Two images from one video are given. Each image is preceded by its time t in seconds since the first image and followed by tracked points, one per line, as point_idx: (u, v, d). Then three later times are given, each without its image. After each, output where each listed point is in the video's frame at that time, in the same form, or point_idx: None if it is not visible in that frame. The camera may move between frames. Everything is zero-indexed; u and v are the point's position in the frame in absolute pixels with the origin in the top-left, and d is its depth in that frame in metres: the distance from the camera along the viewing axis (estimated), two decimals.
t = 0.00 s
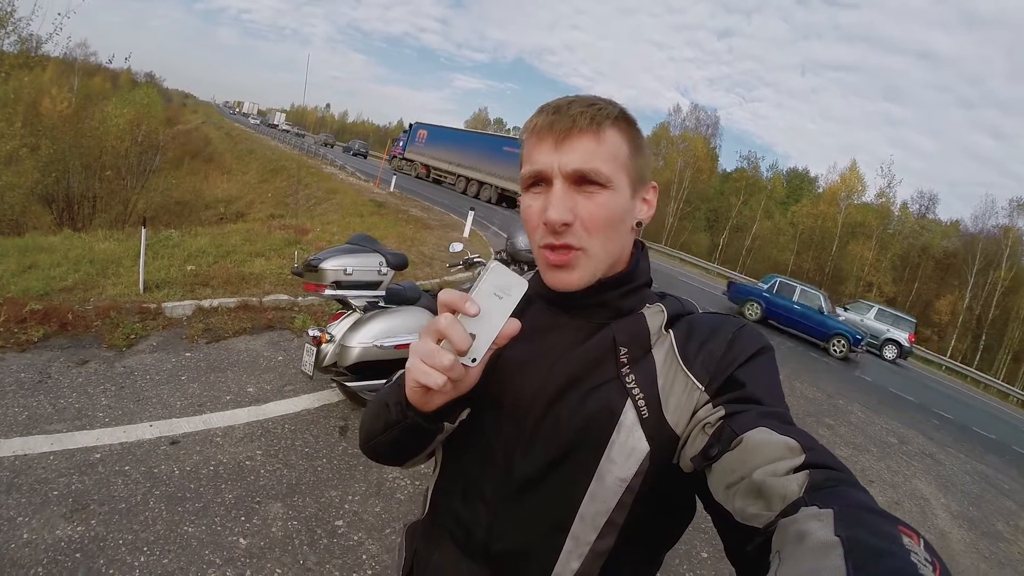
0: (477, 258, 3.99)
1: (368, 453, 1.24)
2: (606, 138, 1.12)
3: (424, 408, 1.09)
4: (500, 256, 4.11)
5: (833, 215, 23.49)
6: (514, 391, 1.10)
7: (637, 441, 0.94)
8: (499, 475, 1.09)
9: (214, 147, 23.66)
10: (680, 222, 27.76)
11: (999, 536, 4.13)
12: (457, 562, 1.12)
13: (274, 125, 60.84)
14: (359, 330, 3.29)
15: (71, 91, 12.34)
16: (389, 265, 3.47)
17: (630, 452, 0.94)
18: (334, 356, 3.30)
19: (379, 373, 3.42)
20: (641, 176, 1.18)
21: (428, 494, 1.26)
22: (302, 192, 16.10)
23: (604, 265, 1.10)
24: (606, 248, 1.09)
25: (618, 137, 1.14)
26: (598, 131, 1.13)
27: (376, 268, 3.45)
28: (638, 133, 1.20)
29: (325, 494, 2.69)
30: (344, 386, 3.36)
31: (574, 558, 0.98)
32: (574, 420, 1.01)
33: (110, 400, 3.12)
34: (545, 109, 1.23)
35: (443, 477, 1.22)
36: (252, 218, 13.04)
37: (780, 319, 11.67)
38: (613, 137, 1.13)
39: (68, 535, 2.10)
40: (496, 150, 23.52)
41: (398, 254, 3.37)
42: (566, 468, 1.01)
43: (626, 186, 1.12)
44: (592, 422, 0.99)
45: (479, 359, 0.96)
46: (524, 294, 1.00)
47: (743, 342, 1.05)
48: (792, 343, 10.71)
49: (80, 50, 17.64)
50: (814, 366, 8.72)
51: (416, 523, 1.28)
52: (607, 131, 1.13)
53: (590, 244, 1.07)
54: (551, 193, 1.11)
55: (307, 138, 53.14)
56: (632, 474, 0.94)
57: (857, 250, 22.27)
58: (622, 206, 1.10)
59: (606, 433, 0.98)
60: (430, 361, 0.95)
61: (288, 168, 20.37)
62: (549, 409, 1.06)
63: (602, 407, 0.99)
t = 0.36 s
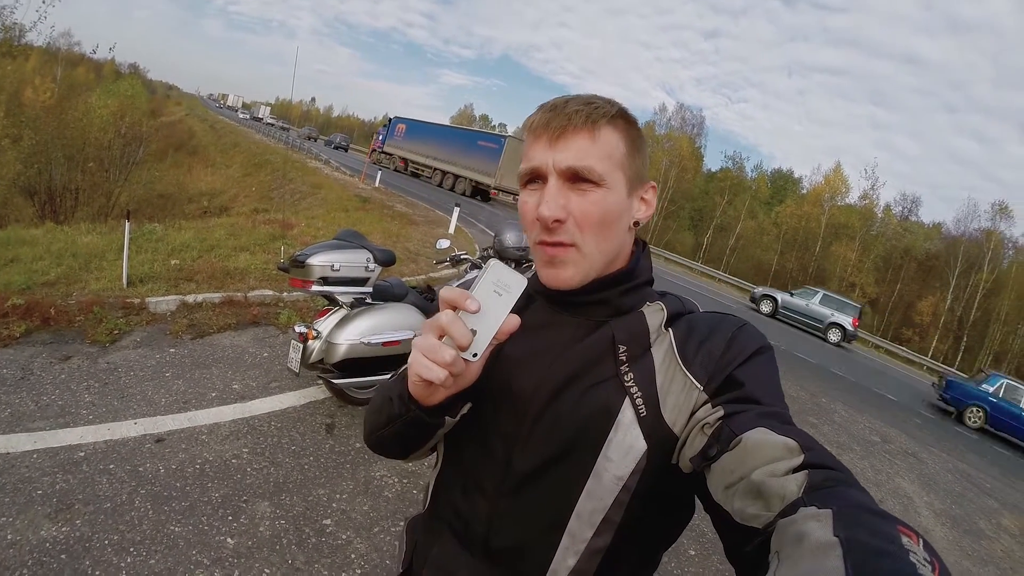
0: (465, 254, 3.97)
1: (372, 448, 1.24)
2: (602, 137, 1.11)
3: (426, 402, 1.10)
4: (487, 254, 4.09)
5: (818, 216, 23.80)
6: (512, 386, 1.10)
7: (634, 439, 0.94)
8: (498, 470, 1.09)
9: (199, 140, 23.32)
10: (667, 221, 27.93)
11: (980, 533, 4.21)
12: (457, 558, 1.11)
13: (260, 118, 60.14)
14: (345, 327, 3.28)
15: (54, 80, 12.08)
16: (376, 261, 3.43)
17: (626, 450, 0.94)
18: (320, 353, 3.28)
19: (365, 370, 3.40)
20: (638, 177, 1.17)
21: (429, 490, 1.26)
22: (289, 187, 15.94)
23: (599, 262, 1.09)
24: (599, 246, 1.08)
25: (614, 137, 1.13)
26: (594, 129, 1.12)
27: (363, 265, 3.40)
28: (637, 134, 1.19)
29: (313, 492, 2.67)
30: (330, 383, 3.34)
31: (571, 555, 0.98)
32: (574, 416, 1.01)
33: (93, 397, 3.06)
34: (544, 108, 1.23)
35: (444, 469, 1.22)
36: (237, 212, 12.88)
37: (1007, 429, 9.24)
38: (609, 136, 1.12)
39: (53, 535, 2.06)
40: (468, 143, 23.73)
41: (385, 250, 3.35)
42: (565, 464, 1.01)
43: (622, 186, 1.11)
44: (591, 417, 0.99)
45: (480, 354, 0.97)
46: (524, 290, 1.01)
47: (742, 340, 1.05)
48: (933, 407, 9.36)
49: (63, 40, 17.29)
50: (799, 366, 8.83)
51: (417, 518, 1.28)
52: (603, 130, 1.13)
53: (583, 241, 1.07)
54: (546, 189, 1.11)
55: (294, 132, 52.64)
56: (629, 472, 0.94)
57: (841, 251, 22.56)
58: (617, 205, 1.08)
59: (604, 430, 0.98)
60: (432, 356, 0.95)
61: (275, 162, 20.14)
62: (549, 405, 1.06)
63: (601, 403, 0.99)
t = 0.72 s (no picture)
0: (461, 254, 3.97)
1: (366, 428, 1.25)
2: (607, 142, 1.11)
3: (425, 391, 1.10)
4: (484, 253, 4.09)
5: (814, 214, 23.88)
6: (515, 385, 1.10)
7: (635, 438, 0.94)
8: (499, 470, 1.09)
9: (194, 141, 23.25)
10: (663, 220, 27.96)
11: (979, 530, 4.22)
12: (456, 553, 1.11)
13: (255, 118, 59.98)
14: (343, 327, 3.26)
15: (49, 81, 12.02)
16: (373, 261, 3.43)
17: (627, 449, 0.94)
18: (317, 353, 3.26)
19: (362, 370, 3.40)
20: (644, 181, 1.17)
21: (432, 485, 1.26)
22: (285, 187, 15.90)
23: (603, 265, 1.09)
24: (604, 249, 1.08)
25: (620, 140, 1.12)
26: (601, 133, 1.11)
27: (360, 265, 3.40)
28: (642, 138, 1.19)
29: (311, 493, 2.66)
30: (327, 383, 3.33)
31: (571, 554, 0.98)
32: (575, 415, 1.01)
33: (90, 400, 3.04)
34: (552, 111, 1.23)
35: (444, 462, 1.22)
36: (233, 213, 12.84)
37: None
38: (615, 141, 1.12)
39: (51, 539, 2.06)
40: (453, 140, 24.32)
41: (382, 250, 3.35)
42: (566, 463, 1.01)
43: (627, 189, 1.11)
44: (592, 416, 0.99)
45: (483, 351, 0.97)
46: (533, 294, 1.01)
47: (743, 341, 1.05)
48: None
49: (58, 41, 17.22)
50: (797, 364, 8.85)
51: (419, 517, 1.28)
52: (609, 134, 1.12)
53: (588, 244, 1.07)
54: (551, 191, 1.11)
55: (289, 132, 52.51)
56: (630, 471, 0.94)
57: (837, 248, 22.58)
58: (622, 208, 1.08)
59: (605, 428, 0.97)
60: (435, 349, 0.94)
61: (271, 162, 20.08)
62: (552, 405, 1.05)
63: (602, 403, 0.99)
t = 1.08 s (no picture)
0: (457, 249, 3.94)
1: (370, 435, 1.25)
2: (610, 140, 1.11)
3: (430, 382, 1.11)
4: (479, 247, 4.07)
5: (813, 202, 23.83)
6: (519, 387, 1.11)
7: (636, 438, 0.94)
8: (502, 473, 1.09)
9: (190, 142, 23.15)
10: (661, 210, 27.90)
11: (981, 515, 4.24)
12: (460, 558, 1.11)
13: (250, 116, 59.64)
14: (339, 325, 3.26)
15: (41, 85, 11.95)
16: (369, 258, 3.42)
17: (628, 450, 0.94)
18: (314, 352, 3.24)
19: (361, 368, 3.40)
20: (646, 180, 1.16)
21: (433, 488, 1.26)
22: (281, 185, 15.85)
23: (607, 262, 1.09)
24: (608, 247, 1.08)
25: (622, 139, 1.12)
26: (603, 132, 1.11)
27: (356, 262, 3.39)
28: (644, 137, 1.18)
29: (311, 492, 2.67)
30: (325, 382, 3.32)
31: (574, 556, 0.98)
32: (577, 417, 1.01)
33: (90, 405, 3.05)
34: (553, 111, 1.22)
35: (445, 464, 1.22)
36: (229, 213, 12.80)
37: None
38: (618, 140, 1.12)
39: (54, 545, 2.07)
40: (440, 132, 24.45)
41: (378, 247, 3.34)
42: (568, 464, 1.01)
43: (630, 189, 1.10)
44: (594, 418, 0.99)
45: (486, 336, 0.97)
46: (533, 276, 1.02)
47: (744, 340, 1.05)
48: None
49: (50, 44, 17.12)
50: (798, 353, 8.85)
51: (421, 520, 1.28)
52: (611, 133, 1.12)
53: (592, 242, 1.07)
54: (555, 191, 1.10)
55: (285, 130, 52.26)
56: (631, 472, 0.94)
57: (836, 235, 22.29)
58: (625, 207, 1.08)
59: (606, 430, 0.97)
60: (440, 334, 0.95)
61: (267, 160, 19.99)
62: (553, 406, 1.06)
63: (603, 405, 0.99)
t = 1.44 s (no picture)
0: (455, 246, 3.94)
1: (361, 435, 1.20)
2: (651, 151, 1.11)
3: (429, 377, 1.07)
4: (478, 244, 4.08)
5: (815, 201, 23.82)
6: (518, 390, 1.08)
7: (641, 440, 0.95)
8: (506, 478, 1.08)
9: (191, 140, 23.17)
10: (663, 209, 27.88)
11: (979, 515, 4.24)
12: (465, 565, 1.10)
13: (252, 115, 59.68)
14: (337, 321, 3.26)
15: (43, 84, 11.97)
16: (366, 254, 3.43)
17: (633, 452, 0.95)
18: (312, 348, 3.26)
19: (359, 364, 3.41)
20: (669, 195, 1.18)
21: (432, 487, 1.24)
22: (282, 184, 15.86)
23: (627, 271, 1.09)
24: (633, 257, 1.08)
25: (660, 152, 1.12)
26: (646, 142, 1.10)
27: (353, 259, 3.39)
28: (672, 153, 1.20)
29: (307, 487, 2.67)
30: (322, 378, 3.33)
31: (583, 560, 0.98)
32: (580, 421, 1.01)
33: (88, 399, 3.06)
34: (592, 104, 1.18)
35: (444, 467, 1.20)
36: (231, 211, 12.81)
37: None
38: (657, 152, 1.12)
39: (51, 537, 2.07)
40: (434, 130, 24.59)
41: (376, 244, 3.35)
42: (572, 469, 1.01)
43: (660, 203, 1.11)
44: (599, 420, 0.99)
45: (488, 328, 0.98)
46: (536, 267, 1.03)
47: (744, 339, 1.05)
48: None
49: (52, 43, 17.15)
50: (799, 352, 8.86)
51: (420, 525, 1.26)
52: (653, 144, 1.12)
53: (621, 250, 1.06)
54: (591, 192, 1.07)
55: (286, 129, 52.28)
56: (636, 474, 0.95)
57: (837, 234, 22.22)
58: (654, 220, 1.09)
59: (611, 432, 0.98)
60: (441, 322, 0.95)
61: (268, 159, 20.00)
62: (555, 409, 1.04)
63: (606, 406, 0.99)
